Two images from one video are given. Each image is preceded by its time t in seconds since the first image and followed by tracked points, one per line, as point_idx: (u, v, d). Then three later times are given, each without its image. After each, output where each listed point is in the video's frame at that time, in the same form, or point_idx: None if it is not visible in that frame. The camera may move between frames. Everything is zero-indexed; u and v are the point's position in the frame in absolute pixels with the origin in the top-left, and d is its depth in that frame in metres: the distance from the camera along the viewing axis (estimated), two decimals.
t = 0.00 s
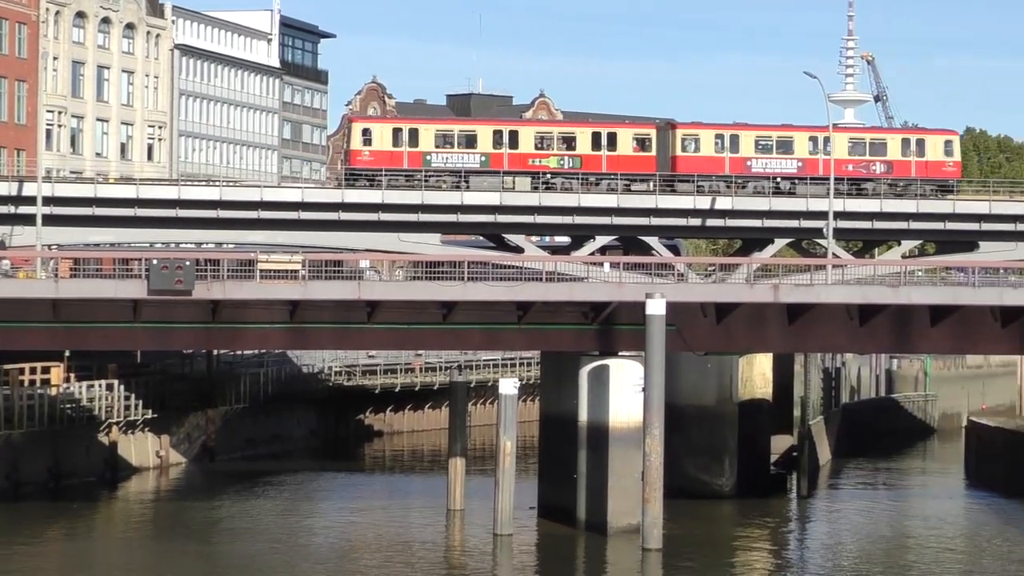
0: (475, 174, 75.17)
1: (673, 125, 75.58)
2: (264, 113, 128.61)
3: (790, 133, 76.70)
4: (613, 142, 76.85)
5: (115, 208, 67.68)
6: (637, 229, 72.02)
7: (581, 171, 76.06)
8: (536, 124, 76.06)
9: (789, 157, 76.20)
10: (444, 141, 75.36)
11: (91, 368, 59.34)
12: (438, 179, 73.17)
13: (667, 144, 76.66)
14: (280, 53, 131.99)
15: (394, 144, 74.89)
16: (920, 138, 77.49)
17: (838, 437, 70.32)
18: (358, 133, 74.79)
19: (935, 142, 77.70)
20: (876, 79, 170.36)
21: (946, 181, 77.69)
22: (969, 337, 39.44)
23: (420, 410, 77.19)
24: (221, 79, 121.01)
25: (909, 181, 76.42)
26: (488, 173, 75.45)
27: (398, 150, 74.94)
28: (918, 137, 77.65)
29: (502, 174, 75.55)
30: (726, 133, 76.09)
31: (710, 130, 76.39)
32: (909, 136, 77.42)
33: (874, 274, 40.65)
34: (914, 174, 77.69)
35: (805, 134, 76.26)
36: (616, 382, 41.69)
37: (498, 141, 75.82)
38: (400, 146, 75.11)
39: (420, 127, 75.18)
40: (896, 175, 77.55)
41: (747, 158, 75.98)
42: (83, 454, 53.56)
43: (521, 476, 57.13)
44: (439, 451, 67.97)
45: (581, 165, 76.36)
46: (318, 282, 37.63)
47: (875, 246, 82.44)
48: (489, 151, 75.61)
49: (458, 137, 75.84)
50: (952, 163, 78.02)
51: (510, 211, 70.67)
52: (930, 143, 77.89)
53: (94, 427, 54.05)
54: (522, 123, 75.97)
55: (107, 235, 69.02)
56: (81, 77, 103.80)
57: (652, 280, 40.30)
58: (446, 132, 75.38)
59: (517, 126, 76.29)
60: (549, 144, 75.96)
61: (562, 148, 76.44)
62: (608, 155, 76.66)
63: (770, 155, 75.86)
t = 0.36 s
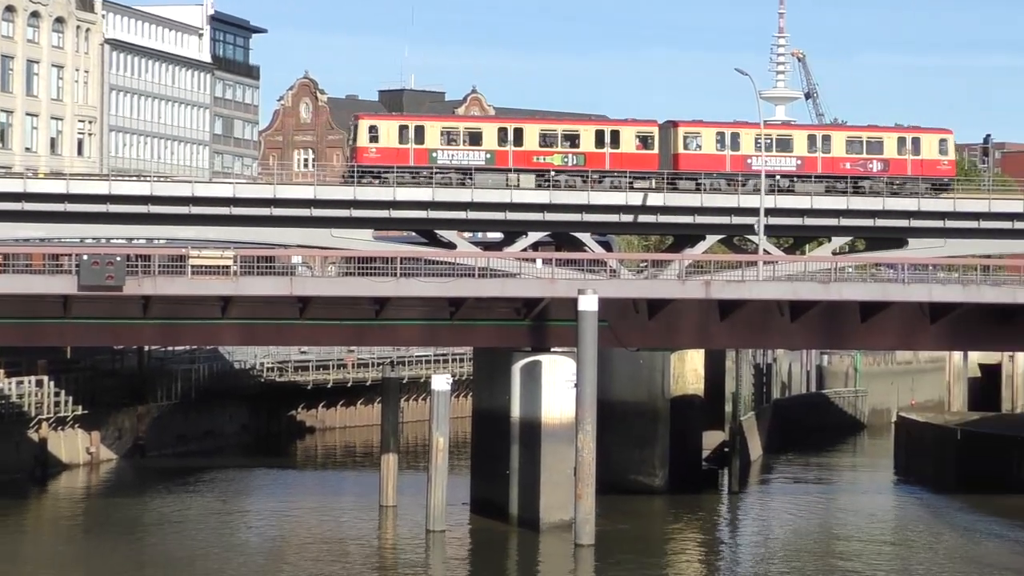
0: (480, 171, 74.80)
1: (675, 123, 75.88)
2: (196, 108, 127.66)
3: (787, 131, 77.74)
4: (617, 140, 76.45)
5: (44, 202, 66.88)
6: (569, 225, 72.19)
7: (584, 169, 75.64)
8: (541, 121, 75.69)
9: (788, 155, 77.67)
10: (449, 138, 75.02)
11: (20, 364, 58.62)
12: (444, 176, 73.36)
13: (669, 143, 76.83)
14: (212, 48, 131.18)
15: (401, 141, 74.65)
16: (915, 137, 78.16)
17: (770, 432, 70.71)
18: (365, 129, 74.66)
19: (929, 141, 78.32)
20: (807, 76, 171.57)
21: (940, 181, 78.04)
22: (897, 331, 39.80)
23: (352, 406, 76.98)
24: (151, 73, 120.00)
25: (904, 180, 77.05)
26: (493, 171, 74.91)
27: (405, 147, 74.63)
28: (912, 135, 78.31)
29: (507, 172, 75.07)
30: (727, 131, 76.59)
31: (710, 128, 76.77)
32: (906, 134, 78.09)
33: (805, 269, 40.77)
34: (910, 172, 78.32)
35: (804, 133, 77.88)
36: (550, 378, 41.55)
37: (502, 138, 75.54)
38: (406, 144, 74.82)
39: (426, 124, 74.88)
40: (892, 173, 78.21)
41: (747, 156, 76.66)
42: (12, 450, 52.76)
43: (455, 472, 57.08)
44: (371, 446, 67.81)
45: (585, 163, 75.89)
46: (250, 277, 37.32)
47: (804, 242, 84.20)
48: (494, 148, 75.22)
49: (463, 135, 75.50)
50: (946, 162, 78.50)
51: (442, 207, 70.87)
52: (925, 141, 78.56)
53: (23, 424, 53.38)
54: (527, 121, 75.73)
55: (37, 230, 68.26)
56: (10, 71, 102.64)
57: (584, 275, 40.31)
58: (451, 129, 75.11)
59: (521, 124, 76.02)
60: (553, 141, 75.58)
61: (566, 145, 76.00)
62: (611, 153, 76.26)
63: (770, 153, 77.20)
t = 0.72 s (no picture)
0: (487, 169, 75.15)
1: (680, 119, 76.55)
2: (129, 103, 126.61)
3: (787, 129, 78.51)
4: (622, 137, 76.97)
5: None
6: (505, 221, 72.60)
7: (588, 166, 76.01)
8: (547, 119, 76.11)
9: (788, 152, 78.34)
10: (457, 135, 75.23)
11: None
12: (454, 173, 74.33)
13: (675, 140, 77.47)
14: (145, 42, 130.45)
15: (410, 137, 74.72)
16: (913, 135, 78.88)
17: (704, 427, 71.06)
18: (374, 126, 74.62)
19: (926, 139, 79.19)
20: (740, 73, 172.54)
21: (936, 178, 79.05)
22: (833, 327, 40.16)
23: (287, 401, 76.67)
24: (84, 68, 119.01)
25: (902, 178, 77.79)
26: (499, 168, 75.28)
27: (414, 144, 74.70)
28: (909, 133, 79.04)
29: (513, 169, 75.48)
30: (730, 129, 77.41)
31: (714, 126, 77.51)
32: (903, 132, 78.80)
33: (739, 263, 40.92)
34: (907, 170, 79.05)
35: (804, 130, 78.59)
36: (485, 372, 41.62)
37: (509, 135, 75.72)
38: (415, 140, 74.90)
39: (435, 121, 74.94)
40: (890, 171, 78.93)
41: (750, 154, 77.72)
42: None
43: (390, 468, 56.96)
44: (306, 442, 67.66)
45: (591, 160, 76.18)
46: (184, 272, 37.10)
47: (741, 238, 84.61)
48: (501, 145, 75.41)
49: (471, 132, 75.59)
50: (943, 159, 79.42)
51: (378, 202, 70.51)
52: (922, 139, 79.35)
53: None
54: (533, 119, 76.01)
55: None
56: None
57: (519, 270, 40.38)
58: (458, 126, 75.21)
59: (529, 120, 76.27)
60: (559, 139, 75.92)
61: (572, 142, 76.28)
62: (616, 150, 76.67)
63: (772, 150, 77.92)
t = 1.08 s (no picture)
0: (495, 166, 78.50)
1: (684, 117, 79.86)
2: (63, 97, 125.46)
3: (788, 128, 81.74)
4: (626, 135, 80.22)
5: None
6: (442, 216, 72.49)
7: (594, 163, 79.02)
8: (554, 117, 79.31)
9: (789, 150, 81.43)
10: (466, 132, 78.36)
11: None
12: (462, 170, 77.91)
13: (678, 138, 80.73)
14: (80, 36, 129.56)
15: (419, 135, 78.04)
16: (908, 134, 82.23)
17: (641, 422, 71.33)
18: (385, 123, 77.81)
19: (921, 137, 82.52)
20: (677, 70, 173.21)
21: (932, 175, 82.25)
22: (771, 323, 40.31)
23: (224, 397, 76.32)
24: (18, 62, 117.99)
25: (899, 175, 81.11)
26: (503, 165, 78.59)
27: (423, 142, 78.09)
28: (906, 132, 82.38)
29: (520, 167, 78.70)
30: (732, 127, 80.78)
31: (717, 125, 80.90)
32: (899, 131, 82.08)
33: (674, 259, 41.18)
34: (904, 167, 82.29)
35: (804, 129, 81.81)
36: (422, 368, 41.60)
37: (517, 133, 78.97)
38: (424, 137, 78.21)
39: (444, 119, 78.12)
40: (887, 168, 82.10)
41: (751, 152, 80.83)
42: None
43: (325, 463, 56.77)
44: (243, 437, 67.44)
45: (597, 157, 79.20)
46: (119, 267, 36.74)
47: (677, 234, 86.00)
48: (509, 143, 78.76)
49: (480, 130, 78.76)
50: (936, 158, 82.69)
51: (313, 197, 69.95)
52: (917, 138, 82.66)
53: None
54: (541, 116, 79.19)
55: None
56: None
57: (456, 265, 40.43)
58: (467, 123, 78.35)
59: (536, 118, 79.47)
60: (565, 136, 79.06)
61: (578, 140, 79.35)
62: (621, 148, 79.65)
63: (773, 148, 81.00)
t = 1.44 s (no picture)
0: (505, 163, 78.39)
1: (688, 117, 80.16)
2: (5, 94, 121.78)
3: (789, 126, 81.87)
4: (632, 134, 80.71)
5: None
6: (382, 212, 72.32)
7: (604, 162, 80.02)
8: (562, 116, 78.68)
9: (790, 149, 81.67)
10: (476, 130, 78.04)
11: None
12: (472, 168, 77.29)
13: (682, 136, 81.11)
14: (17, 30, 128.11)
15: (431, 133, 77.64)
16: (905, 132, 82.80)
17: (580, 417, 71.53)
18: (395, 121, 77.69)
19: (916, 137, 83.28)
20: (616, 65, 173.26)
21: (927, 174, 82.83)
22: (710, 319, 40.52)
23: (162, 393, 76.04)
24: None
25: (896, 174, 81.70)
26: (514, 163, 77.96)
27: (435, 140, 77.82)
28: (903, 131, 82.86)
29: (529, 165, 78.13)
30: (735, 126, 81.17)
31: (721, 124, 81.13)
32: (896, 130, 82.64)
33: (614, 256, 41.22)
34: (900, 166, 82.83)
35: (804, 128, 82.05)
36: (361, 365, 41.58)
37: (527, 131, 78.24)
38: (436, 136, 78.04)
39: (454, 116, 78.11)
40: (884, 167, 82.58)
41: (754, 150, 81.18)
42: None
43: (265, 460, 56.65)
44: (181, 434, 67.11)
45: (604, 155, 80.10)
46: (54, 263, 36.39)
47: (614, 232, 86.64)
48: (518, 141, 78.11)
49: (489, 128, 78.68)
50: (931, 157, 83.33)
51: (251, 192, 69.79)
52: (913, 137, 83.24)
53: None
54: (549, 115, 78.41)
55: None
56: None
57: (395, 261, 40.36)
58: (477, 121, 77.92)
59: (544, 116, 78.57)
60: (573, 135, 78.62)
61: (586, 138, 80.24)
62: (627, 145, 80.53)
63: (774, 147, 81.31)
